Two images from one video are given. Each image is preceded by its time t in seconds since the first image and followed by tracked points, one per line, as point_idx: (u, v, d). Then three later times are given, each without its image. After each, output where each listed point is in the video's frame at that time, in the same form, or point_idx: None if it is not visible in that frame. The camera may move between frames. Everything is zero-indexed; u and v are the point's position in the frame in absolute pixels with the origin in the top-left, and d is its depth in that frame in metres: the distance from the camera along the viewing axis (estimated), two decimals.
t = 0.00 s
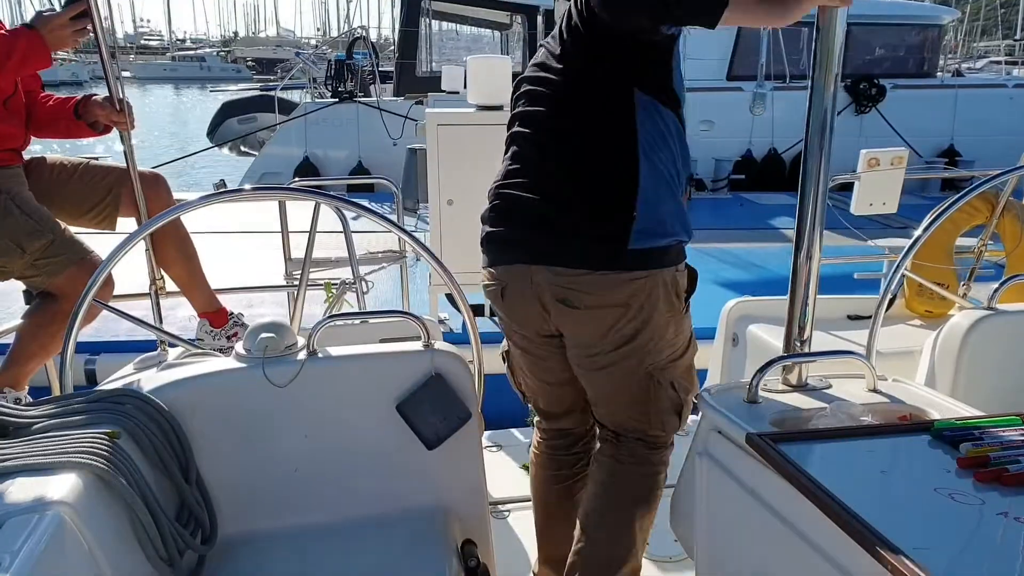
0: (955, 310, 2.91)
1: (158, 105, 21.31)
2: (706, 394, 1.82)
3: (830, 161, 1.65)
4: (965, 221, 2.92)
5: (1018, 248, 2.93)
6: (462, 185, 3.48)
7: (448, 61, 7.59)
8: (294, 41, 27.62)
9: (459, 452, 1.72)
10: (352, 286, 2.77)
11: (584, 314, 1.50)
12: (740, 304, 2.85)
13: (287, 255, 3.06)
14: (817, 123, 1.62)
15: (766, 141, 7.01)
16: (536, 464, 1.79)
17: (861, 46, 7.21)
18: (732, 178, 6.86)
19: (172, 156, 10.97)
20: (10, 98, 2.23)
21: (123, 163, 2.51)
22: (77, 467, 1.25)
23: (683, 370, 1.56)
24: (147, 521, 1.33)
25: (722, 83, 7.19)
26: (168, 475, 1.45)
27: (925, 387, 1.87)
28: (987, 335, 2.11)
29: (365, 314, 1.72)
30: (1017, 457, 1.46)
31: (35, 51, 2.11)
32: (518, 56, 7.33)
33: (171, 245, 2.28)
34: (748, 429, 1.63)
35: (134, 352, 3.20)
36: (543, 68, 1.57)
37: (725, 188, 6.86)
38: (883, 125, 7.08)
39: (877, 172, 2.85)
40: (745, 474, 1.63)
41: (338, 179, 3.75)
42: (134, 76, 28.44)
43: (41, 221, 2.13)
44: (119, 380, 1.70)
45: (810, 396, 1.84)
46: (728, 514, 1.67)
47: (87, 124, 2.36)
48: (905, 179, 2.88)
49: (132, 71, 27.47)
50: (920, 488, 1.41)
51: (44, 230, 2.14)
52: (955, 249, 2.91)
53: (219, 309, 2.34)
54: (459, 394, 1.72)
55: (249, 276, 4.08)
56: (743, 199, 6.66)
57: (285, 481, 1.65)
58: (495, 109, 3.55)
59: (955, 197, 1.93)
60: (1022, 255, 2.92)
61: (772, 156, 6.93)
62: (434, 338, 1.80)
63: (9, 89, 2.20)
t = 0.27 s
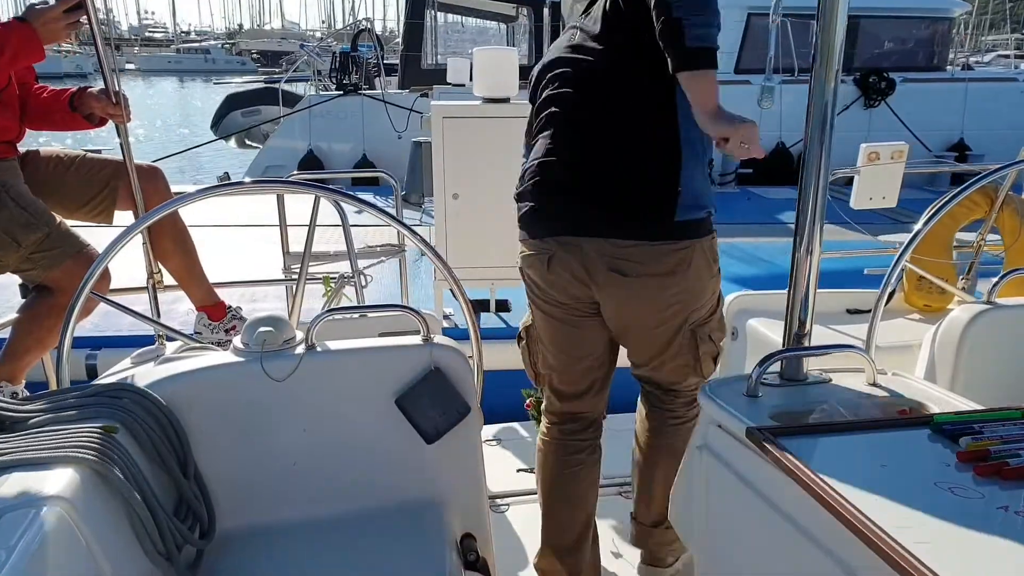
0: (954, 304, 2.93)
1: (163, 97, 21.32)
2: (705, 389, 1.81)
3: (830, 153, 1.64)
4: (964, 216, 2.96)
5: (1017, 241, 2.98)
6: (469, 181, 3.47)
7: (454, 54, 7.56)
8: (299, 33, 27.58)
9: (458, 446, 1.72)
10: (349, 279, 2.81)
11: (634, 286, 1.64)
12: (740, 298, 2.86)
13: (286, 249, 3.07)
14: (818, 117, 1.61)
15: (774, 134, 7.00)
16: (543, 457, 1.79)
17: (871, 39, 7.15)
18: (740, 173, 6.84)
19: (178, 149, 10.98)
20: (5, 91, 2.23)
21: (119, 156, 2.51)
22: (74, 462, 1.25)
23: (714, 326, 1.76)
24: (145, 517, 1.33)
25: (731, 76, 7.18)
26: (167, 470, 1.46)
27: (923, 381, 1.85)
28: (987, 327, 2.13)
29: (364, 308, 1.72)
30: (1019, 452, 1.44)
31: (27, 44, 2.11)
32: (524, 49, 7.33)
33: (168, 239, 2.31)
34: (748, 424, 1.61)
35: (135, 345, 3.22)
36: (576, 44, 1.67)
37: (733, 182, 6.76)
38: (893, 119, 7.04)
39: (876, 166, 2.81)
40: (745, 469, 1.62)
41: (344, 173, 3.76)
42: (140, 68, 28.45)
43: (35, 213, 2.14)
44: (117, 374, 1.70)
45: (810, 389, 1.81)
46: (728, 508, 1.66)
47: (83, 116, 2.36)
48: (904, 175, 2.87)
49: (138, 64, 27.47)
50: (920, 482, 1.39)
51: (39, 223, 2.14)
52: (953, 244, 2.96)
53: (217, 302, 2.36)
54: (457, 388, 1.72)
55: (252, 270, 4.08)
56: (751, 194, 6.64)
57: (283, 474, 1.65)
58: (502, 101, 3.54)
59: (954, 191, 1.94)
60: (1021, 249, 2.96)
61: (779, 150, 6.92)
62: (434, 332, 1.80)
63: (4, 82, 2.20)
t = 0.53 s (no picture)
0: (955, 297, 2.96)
1: (169, 91, 21.33)
2: (705, 383, 1.81)
3: (832, 145, 1.63)
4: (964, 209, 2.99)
5: (1018, 232, 2.98)
6: (477, 176, 3.46)
7: (459, 47, 7.54)
8: (305, 26, 27.52)
9: (458, 440, 1.72)
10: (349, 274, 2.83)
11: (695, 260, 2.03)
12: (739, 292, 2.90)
13: (285, 243, 3.08)
14: (819, 109, 1.60)
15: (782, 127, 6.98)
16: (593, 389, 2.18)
17: (880, 30, 7.08)
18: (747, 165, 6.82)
19: (183, 142, 10.98)
20: (2, 86, 2.23)
21: (118, 150, 2.52)
22: (72, 458, 1.25)
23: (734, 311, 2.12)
24: (144, 511, 1.34)
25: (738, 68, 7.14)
26: (166, 464, 1.46)
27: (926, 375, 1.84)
28: (988, 321, 2.11)
29: (363, 302, 1.71)
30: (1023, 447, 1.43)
31: (23, 39, 2.11)
32: (530, 41, 7.39)
33: (167, 233, 2.33)
34: (748, 417, 1.60)
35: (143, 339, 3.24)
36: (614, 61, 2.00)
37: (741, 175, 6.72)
38: (902, 111, 6.98)
39: (877, 159, 2.82)
40: (747, 462, 1.61)
41: (349, 167, 3.76)
42: (146, 62, 28.45)
43: (32, 208, 2.13)
44: (116, 369, 1.71)
45: (811, 383, 1.80)
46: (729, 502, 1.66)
47: (80, 111, 2.37)
48: (904, 167, 2.86)
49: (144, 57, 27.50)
50: (923, 475, 1.37)
51: (37, 217, 2.14)
52: (954, 237, 2.98)
53: (216, 296, 2.37)
54: (457, 382, 1.72)
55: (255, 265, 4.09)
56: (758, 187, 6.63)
57: (283, 468, 1.66)
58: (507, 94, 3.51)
59: (955, 183, 1.96)
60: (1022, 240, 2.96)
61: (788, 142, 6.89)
62: (434, 326, 1.79)
63: (0, 77, 2.20)
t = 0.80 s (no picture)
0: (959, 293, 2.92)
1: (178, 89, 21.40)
2: (710, 379, 1.78)
3: (835, 141, 1.61)
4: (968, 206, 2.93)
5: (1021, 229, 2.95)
6: (485, 175, 3.45)
7: (466, 45, 7.54)
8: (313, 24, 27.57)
9: (461, 438, 1.72)
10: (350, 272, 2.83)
11: (722, 233, 2.18)
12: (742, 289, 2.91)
13: (287, 241, 3.09)
14: (823, 104, 1.58)
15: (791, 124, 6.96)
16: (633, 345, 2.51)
17: (889, 26, 7.03)
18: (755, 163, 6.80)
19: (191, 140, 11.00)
20: (3, 83, 2.23)
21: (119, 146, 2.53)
22: (73, 457, 1.25)
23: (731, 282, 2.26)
24: (147, 511, 1.33)
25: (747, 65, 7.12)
26: (168, 463, 1.46)
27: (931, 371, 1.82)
28: (993, 320, 2.11)
29: (365, 300, 1.71)
30: None
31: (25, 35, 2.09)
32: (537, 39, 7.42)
33: (169, 232, 2.34)
34: (754, 416, 1.58)
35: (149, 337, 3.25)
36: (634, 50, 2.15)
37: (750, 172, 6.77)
38: (911, 108, 6.94)
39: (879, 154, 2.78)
40: (753, 461, 1.59)
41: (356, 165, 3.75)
42: (155, 60, 28.55)
43: (35, 207, 2.14)
44: (118, 368, 1.71)
45: (816, 380, 1.78)
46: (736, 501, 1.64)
47: (81, 107, 2.37)
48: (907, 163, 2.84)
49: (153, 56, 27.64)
50: (932, 475, 1.35)
51: (40, 217, 2.15)
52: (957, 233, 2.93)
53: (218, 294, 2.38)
54: (460, 380, 1.71)
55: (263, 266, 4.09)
56: (767, 184, 6.61)
57: (285, 464, 1.65)
58: (515, 92, 3.50)
59: (958, 180, 2.02)
60: None
61: (796, 140, 6.87)
62: (437, 324, 1.79)
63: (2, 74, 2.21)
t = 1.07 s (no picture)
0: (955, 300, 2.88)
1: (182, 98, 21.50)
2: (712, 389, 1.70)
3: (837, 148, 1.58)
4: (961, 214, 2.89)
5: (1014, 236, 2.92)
6: (488, 184, 3.43)
7: (468, 54, 7.55)
8: (316, 34, 27.71)
9: (460, 451, 1.69)
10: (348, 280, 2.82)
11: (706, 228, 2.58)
12: (742, 297, 2.88)
13: (283, 251, 3.08)
14: (824, 115, 1.55)
15: (794, 134, 6.95)
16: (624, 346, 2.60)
17: (889, 37, 7.03)
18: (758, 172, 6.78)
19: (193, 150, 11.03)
20: None
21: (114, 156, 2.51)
22: (62, 473, 1.23)
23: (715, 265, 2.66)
24: (140, 529, 1.30)
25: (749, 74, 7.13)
26: (162, 479, 1.43)
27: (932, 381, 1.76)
28: (992, 328, 2.09)
29: (362, 311, 1.69)
30: None
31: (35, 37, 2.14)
32: (540, 49, 7.46)
33: (165, 242, 2.34)
34: (758, 427, 1.51)
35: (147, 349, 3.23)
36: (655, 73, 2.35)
37: (752, 182, 6.78)
38: (913, 117, 6.93)
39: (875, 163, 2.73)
40: (759, 474, 1.55)
41: (355, 175, 3.73)
42: (159, 69, 28.69)
43: (28, 218, 2.12)
44: (111, 382, 1.70)
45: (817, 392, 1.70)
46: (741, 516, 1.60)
47: (77, 116, 2.36)
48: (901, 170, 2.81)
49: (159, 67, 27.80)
50: (937, 486, 1.28)
51: (34, 227, 2.13)
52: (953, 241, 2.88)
53: (213, 305, 2.38)
54: (460, 391, 1.68)
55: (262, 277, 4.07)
56: (769, 193, 6.59)
57: (281, 477, 1.62)
58: (521, 101, 3.49)
59: (953, 190, 2.10)
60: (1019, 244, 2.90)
61: (799, 149, 6.86)
62: (436, 334, 1.76)
63: None
